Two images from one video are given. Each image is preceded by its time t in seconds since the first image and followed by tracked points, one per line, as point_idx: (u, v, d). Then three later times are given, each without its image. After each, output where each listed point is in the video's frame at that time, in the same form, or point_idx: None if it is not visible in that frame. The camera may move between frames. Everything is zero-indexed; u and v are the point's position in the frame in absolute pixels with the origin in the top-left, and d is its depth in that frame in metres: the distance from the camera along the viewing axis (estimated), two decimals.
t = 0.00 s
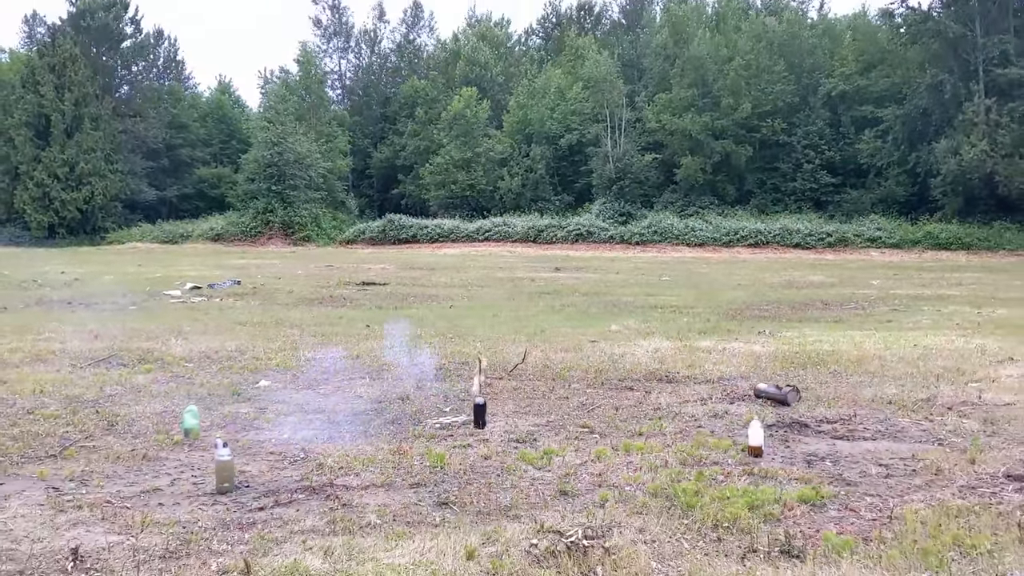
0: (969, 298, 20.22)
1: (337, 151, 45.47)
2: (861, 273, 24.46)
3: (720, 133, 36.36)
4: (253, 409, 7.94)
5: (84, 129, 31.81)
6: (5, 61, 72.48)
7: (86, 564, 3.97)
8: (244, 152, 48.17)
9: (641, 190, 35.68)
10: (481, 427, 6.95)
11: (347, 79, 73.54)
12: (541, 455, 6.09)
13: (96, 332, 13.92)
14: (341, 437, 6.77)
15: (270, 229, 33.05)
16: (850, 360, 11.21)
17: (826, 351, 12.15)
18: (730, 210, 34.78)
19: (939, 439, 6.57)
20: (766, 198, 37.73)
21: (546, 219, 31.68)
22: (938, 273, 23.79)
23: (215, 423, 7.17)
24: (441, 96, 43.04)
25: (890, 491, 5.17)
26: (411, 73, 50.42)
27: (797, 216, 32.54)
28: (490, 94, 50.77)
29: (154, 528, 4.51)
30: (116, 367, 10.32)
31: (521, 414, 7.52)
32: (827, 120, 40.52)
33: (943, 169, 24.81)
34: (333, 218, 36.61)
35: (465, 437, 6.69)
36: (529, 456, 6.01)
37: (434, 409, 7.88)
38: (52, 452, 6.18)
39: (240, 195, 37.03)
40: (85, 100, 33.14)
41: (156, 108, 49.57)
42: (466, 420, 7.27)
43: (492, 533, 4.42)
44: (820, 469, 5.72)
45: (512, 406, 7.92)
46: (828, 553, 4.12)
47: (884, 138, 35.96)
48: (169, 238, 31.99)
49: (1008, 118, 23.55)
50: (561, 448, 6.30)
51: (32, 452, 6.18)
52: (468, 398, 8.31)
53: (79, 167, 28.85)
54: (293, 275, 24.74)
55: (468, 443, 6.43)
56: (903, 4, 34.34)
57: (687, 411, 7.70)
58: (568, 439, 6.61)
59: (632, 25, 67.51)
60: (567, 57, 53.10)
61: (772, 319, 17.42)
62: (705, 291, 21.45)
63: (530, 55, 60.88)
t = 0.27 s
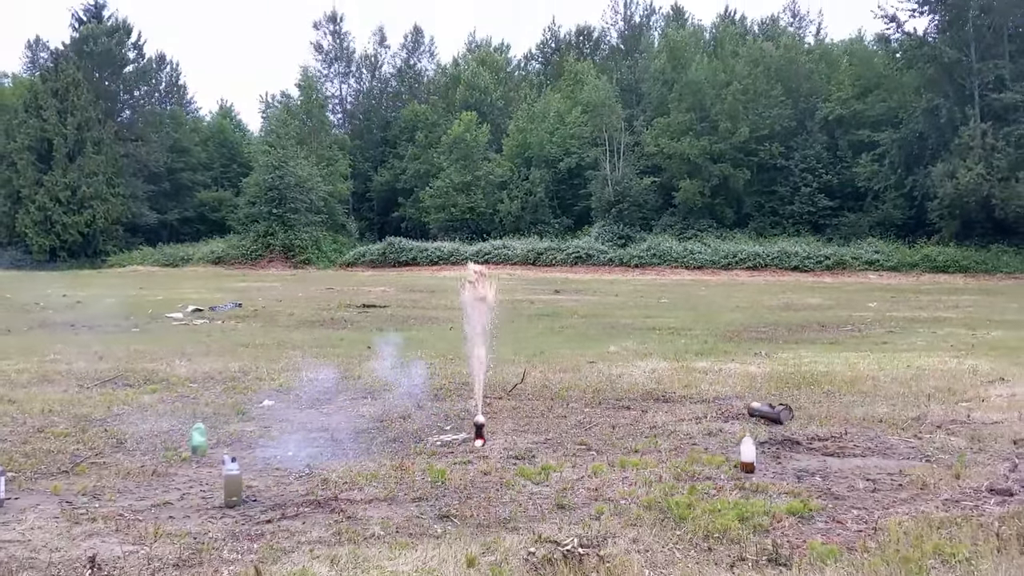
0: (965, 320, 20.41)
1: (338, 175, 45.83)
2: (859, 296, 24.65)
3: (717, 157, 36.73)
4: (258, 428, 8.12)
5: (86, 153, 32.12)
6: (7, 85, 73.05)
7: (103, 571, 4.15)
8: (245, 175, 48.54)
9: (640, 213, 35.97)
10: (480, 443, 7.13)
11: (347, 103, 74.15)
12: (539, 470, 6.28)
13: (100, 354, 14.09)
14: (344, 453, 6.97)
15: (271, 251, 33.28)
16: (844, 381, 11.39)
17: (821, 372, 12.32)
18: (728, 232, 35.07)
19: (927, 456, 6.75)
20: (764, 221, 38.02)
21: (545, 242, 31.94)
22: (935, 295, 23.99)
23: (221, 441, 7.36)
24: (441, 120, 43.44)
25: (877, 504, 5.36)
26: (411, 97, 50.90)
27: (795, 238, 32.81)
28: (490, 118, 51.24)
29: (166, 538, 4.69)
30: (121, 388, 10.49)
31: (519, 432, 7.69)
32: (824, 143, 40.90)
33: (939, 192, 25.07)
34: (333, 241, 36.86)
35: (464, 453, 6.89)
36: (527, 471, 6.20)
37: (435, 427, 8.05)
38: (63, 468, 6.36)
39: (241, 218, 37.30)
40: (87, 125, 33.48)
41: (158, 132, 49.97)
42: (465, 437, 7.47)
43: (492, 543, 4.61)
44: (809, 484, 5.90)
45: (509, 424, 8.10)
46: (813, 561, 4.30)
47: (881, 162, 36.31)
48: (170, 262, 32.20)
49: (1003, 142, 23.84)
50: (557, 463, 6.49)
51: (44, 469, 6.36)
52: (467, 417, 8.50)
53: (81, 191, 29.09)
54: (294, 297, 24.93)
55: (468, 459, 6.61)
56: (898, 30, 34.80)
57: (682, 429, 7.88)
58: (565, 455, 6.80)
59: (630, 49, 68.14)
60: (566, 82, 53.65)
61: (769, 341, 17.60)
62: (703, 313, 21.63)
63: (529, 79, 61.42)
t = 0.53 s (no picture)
0: (962, 340, 20.59)
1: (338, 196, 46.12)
2: (857, 316, 24.84)
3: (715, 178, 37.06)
4: (264, 445, 8.29)
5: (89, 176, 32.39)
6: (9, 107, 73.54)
7: None
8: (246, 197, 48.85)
9: (639, 234, 36.23)
10: (481, 460, 7.30)
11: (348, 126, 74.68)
12: (539, 484, 6.46)
13: (104, 374, 14.25)
14: (349, 470, 7.15)
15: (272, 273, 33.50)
16: (840, 399, 11.56)
17: (817, 391, 12.49)
18: (726, 253, 35.32)
19: (917, 471, 6.93)
20: (763, 242, 38.28)
21: (545, 263, 32.17)
22: (932, 316, 24.18)
23: (229, 458, 7.53)
24: (442, 142, 43.83)
25: (866, 517, 5.54)
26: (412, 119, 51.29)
27: (793, 260, 33.05)
28: (490, 140, 51.67)
29: (180, 548, 4.88)
30: (128, 407, 10.66)
31: (519, 449, 7.86)
32: (822, 165, 41.25)
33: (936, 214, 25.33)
34: (334, 262, 37.09)
35: (467, 469, 7.06)
36: (527, 486, 6.38)
37: (438, 445, 8.22)
38: (77, 483, 6.54)
39: (243, 239, 37.55)
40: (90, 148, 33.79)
41: (160, 155, 50.33)
42: (466, 454, 7.64)
43: (495, 552, 4.79)
44: (802, 497, 6.09)
45: (510, 442, 8.27)
46: (803, 569, 4.48)
47: (878, 184, 36.63)
48: (172, 283, 32.40)
49: (998, 164, 24.13)
50: (557, 478, 6.67)
51: (58, 483, 6.54)
52: (469, 435, 8.67)
53: (83, 213, 29.30)
54: (295, 318, 25.11)
55: (471, 474, 6.79)
56: (894, 54, 35.22)
57: (679, 446, 8.05)
58: (564, 471, 6.98)
59: (628, 72, 68.72)
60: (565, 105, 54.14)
61: (767, 361, 17.77)
62: (702, 333, 21.81)
63: (529, 101, 61.90)
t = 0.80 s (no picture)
0: (959, 372, 20.72)
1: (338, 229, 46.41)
2: (854, 348, 24.98)
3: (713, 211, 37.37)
4: (267, 477, 8.41)
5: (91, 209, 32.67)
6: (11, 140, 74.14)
7: None
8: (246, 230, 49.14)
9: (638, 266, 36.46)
10: (480, 491, 7.43)
11: (348, 158, 75.27)
12: (538, 516, 6.58)
13: (105, 407, 14.35)
14: (350, 501, 7.27)
15: (272, 305, 33.66)
16: (836, 432, 11.69)
17: (812, 423, 12.61)
18: (725, 285, 35.52)
19: (909, 502, 7.08)
20: (761, 274, 38.51)
21: (545, 295, 32.34)
22: (929, 348, 24.33)
23: (232, 489, 7.65)
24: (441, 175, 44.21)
25: (858, 547, 5.67)
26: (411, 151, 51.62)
27: (791, 292, 33.24)
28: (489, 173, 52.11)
29: None
30: (131, 440, 10.78)
31: (518, 481, 7.99)
32: (819, 198, 41.62)
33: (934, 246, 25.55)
34: (334, 295, 37.28)
35: (467, 501, 7.19)
36: (526, 518, 6.50)
37: (438, 477, 8.34)
38: (84, 515, 6.67)
39: (243, 272, 37.77)
40: (92, 181, 34.10)
41: (161, 188, 50.69)
42: (466, 486, 7.77)
43: None
44: (795, 528, 6.22)
45: (509, 473, 8.39)
46: None
47: (875, 216, 36.92)
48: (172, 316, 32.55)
49: (994, 197, 24.40)
50: (555, 510, 6.79)
51: (66, 516, 6.66)
52: (468, 467, 8.79)
53: (85, 246, 29.50)
54: (295, 350, 25.22)
55: (470, 506, 6.92)
56: (889, 89, 35.68)
57: (676, 478, 8.18)
58: (562, 502, 7.11)
59: (626, 105, 69.41)
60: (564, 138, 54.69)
61: (765, 393, 17.89)
62: (700, 365, 21.94)
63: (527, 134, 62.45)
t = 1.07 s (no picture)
0: (957, 410, 20.77)
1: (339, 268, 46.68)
2: (853, 386, 25.03)
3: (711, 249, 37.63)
4: (265, 515, 8.49)
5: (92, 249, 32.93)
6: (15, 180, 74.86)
7: None
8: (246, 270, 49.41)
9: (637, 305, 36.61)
10: (476, 530, 7.51)
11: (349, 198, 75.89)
12: (533, 553, 6.67)
13: (105, 447, 14.42)
14: (347, 539, 7.36)
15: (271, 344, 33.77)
16: (831, 470, 11.75)
17: (808, 461, 12.67)
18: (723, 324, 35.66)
19: (901, 538, 7.17)
20: (760, 313, 38.65)
21: (544, 334, 32.46)
22: (926, 386, 24.41)
23: (230, 528, 7.74)
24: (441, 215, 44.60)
25: None
26: (411, 189, 52.01)
27: (789, 330, 33.36)
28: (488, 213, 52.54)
29: None
30: (130, 479, 10.86)
31: (513, 520, 8.07)
32: (816, 237, 41.91)
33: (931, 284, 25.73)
34: (333, 334, 37.40)
35: (464, 538, 7.28)
36: (521, 555, 6.59)
37: (434, 515, 8.42)
38: (85, 552, 6.76)
39: (243, 311, 37.93)
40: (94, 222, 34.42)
41: (162, 228, 51.08)
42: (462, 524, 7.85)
43: None
44: (785, 564, 6.31)
45: (505, 512, 8.47)
46: None
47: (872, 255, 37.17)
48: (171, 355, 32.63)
49: (990, 236, 24.58)
50: (550, 547, 6.88)
51: (67, 553, 6.75)
52: (465, 505, 8.88)
53: (85, 286, 29.66)
54: (294, 390, 25.27)
55: (467, 544, 7.01)
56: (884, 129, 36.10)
57: (670, 516, 8.26)
58: (558, 540, 7.20)
59: (623, 145, 70.09)
60: (562, 178, 55.20)
61: (763, 432, 17.93)
62: (698, 404, 22.00)
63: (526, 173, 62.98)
